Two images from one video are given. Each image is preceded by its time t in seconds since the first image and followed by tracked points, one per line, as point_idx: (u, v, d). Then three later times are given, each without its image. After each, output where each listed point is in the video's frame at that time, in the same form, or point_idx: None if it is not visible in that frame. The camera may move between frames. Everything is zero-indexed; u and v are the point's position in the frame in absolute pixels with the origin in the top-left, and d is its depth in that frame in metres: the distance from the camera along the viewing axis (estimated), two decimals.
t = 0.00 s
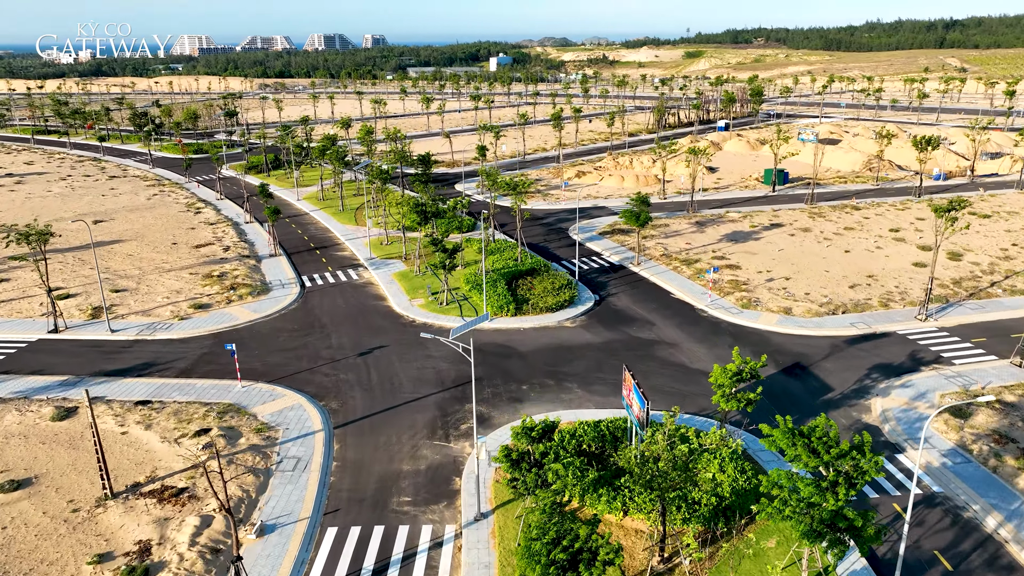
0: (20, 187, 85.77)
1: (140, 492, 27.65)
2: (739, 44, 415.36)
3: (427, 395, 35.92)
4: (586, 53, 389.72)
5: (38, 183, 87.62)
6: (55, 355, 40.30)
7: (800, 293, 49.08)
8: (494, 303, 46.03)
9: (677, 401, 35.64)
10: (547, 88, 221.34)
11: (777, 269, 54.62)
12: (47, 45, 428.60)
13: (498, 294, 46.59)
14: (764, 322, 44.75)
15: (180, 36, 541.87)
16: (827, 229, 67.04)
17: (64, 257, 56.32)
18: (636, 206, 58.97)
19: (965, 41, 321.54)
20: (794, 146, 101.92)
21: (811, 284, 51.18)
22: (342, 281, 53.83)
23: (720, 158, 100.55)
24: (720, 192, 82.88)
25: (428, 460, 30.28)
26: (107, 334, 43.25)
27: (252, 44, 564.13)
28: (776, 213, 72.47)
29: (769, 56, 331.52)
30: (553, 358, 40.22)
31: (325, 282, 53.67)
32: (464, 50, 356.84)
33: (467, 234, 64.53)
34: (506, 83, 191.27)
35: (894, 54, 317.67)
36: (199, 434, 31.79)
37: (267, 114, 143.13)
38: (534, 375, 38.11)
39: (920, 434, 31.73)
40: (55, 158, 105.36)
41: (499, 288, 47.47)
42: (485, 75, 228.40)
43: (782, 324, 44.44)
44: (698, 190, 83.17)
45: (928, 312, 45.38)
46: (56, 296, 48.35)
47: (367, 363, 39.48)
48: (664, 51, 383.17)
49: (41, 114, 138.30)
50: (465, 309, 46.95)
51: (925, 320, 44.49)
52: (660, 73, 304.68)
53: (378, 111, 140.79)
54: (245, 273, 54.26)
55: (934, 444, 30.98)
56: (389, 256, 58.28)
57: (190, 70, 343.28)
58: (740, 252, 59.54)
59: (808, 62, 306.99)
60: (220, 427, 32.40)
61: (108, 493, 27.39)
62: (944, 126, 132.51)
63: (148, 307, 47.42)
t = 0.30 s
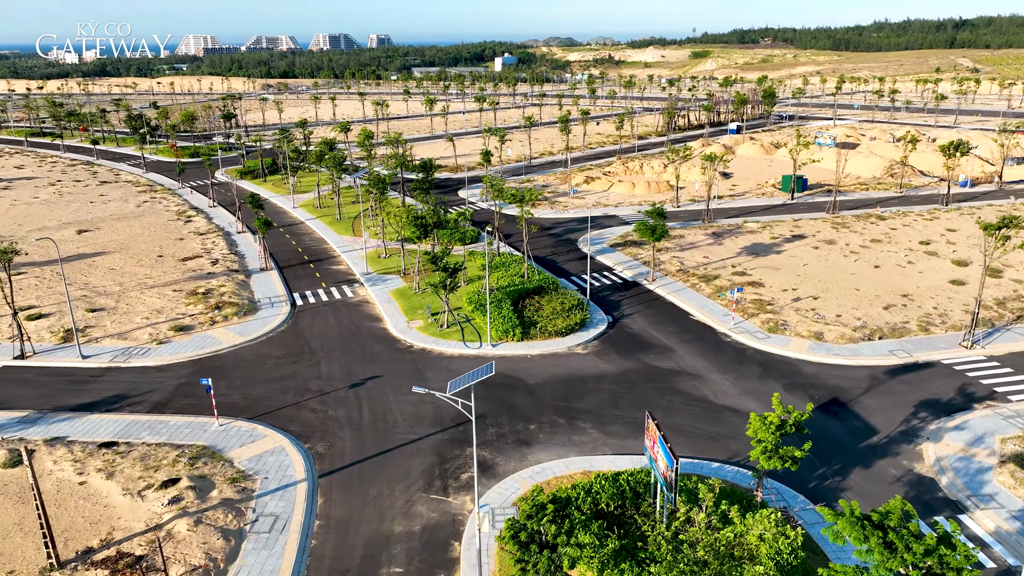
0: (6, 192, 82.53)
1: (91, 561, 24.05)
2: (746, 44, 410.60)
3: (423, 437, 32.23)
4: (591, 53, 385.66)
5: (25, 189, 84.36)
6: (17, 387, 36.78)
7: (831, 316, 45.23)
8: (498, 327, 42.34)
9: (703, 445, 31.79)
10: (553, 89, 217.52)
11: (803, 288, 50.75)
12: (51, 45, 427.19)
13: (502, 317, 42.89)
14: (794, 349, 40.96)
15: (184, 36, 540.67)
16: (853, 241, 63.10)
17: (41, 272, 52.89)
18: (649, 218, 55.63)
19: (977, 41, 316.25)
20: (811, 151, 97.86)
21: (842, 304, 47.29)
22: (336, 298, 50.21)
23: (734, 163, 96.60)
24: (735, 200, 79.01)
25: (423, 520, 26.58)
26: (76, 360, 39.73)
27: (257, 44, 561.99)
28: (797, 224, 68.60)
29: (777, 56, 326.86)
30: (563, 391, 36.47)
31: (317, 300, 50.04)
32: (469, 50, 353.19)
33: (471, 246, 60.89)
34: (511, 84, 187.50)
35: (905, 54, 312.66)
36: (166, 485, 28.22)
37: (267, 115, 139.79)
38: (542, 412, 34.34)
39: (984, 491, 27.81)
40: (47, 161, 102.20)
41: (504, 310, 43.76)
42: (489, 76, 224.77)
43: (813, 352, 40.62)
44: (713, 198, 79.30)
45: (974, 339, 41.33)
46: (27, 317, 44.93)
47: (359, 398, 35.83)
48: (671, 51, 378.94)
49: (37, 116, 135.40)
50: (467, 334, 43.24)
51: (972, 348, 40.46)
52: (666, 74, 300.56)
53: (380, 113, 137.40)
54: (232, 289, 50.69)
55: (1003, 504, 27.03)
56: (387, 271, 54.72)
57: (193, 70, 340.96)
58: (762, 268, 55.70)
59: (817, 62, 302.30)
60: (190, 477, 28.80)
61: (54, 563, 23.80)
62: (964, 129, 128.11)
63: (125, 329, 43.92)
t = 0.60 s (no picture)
0: None
1: None
2: (754, 44, 406.05)
3: (420, 488, 28.53)
4: (597, 53, 381.71)
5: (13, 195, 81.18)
6: None
7: (868, 341, 41.35)
8: (504, 354, 38.68)
9: (738, 500, 27.94)
10: (559, 90, 213.70)
11: (834, 308, 46.85)
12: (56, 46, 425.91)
13: (509, 343, 39.22)
14: (830, 381, 37.11)
15: (191, 37, 541.16)
16: (883, 255, 59.12)
17: (15, 290, 49.43)
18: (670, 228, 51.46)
19: (988, 40, 310.63)
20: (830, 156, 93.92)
21: (878, 328, 43.40)
22: (329, 319, 46.58)
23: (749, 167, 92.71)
24: (754, 209, 75.18)
25: None
26: (42, 391, 36.22)
27: (262, 44, 559.82)
28: (821, 236, 64.66)
29: (785, 56, 322.33)
30: (577, 430, 32.69)
31: (309, 320, 46.43)
32: (473, 50, 349.69)
33: (475, 259, 57.32)
34: (516, 86, 183.89)
35: (916, 53, 307.61)
36: (124, 550, 24.58)
37: (267, 117, 136.59)
38: (553, 458, 30.58)
39: None
40: (38, 165, 99.17)
41: (511, 334, 40.07)
42: (494, 76, 221.20)
43: (853, 384, 36.75)
44: (730, 206, 75.47)
45: None
46: None
47: (349, 438, 32.15)
48: (678, 51, 374.73)
49: (33, 118, 132.67)
50: (470, 360, 39.59)
51: None
52: (673, 74, 296.48)
53: (383, 115, 134.06)
54: (218, 308, 47.10)
55: None
56: (385, 286, 51.14)
57: (197, 71, 338.76)
58: (787, 285, 51.86)
59: (826, 62, 297.72)
60: (153, 539, 25.18)
61: None
62: (985, 131, 123.70)
63: (99, 354, 40.37)
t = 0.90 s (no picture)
0: None
1: None
2: (761, 44, 401.13)
3: (416, 554, 24.80)
4: (603, 53, 377.66)
5: None
6: None
7: (913, 372, 37.43)
8: (512, 387, 34.90)
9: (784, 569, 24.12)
10: (565, 90, 209.83)
11: (871, 332, 42.98)
12: (60, 46, 424.51)
13: (517, 374, 35.51)
14: (877, 419, 33.24)
15: (196, 37, 540.57)
16: (917, 269, 55.08)
17: None
18: (692, 242, 47.50)
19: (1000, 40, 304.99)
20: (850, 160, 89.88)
21: (923, 356, 39.46)
22: (322, 341, 42.87)
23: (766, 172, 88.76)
24: (773, 217, 71.27)
25: None
26: None
27: (267, 44, 556.97)
28: (848, 248, 60.70)
29: (793, 56, 317.61)
30: (594, 479, 28.93)
31: (300, 343, 42.78)
32: (478, 50, 346.07)
33: (480, 273, 53.64)
34: (521, 86, 180.23)
35: (926, 53, 302.79)
36: None
37: (266, 119, 133.24)
38: (568, 514, 26.81)
39: None
40: (29, 169, 95.99)
41: (519, 363, 36.35)
42: (498, 76, 217.53)
43: (902, 423, 32.86)
44: (749, 214, 71.56)
45: None
46: None
47: (338, 488, 28.47)
48: (684, 50, 370.36)
49: (28, 120, 129.69)
50: (474, 393, 35.80)
51: None
52: (680, 74, 292.14)
53: (385, 117, 130.61)
54: (201, 329, 43.45)
55: None
56: (383, 304, 47.53)
57: (200, 71, 336.56)
58: (817, 305, 47.88)
59: (835, 62, 293.10)
60: None
61: None
62: (1008, 134, 119.37)
63: (68, 383, 36.78)
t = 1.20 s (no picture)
0: None
1: None
2: (768, 44, 396.37)
3: None
4: (609, 53, 373.65)
5: None
6: None
7: (968, 411, 33.53)
8: (520, 429, 31.18)
9: None
10: (571, 91, 205.94)
11: (914, 361, 39.11)
12: (64, 46, 423.15)
13: (527, 413, 31.79)
14: (934, 468, 29.32)
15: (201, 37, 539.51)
16: (955, 287, 51.10)
17: None
18: (715, 262, 43.58)
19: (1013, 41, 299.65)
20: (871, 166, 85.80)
21: (976, 391, 35.52)
22: (312, 370, 39.21)
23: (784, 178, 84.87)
24: (794, 227, 67.41)
25: None
26: None
27: (272, 44, 555.40)
28: (878, 263, 56.76)
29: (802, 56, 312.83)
30: (616, 545, 25.20)
31: (288, 371, 39.15)
32: (482, 50, 342.43)
33: (485, 290, 49.97)
34: (527, 87, 176.50)
35: (936, 53, 297.90)
36: None
37: (266, 121, 129.90)
38: None
39: None
40: (19, 173, 92.84)
41: (529, 401, 32.62)
42: (503, 77, 213.78)
43: (964, 474, 28.94)
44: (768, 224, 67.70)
45: None
46: None
47: (322, 556, 24.80)
48: (691, 50, 365.84)
49: (22, 121, 126.70)
50: (478, 434, 32.10)
51: None
52: (687, 74, 287.90)
53: (388, 119, 127.17)
54: (181, 355, 39.84)
55: None
56: (381, 326, 43.89)
57: (204, 71, 334.52)
58: (852, 329, 43.95)
59: (845, 62, 288.30)
60: None
61: None
62: None
63: (29, 420, 33.26)
